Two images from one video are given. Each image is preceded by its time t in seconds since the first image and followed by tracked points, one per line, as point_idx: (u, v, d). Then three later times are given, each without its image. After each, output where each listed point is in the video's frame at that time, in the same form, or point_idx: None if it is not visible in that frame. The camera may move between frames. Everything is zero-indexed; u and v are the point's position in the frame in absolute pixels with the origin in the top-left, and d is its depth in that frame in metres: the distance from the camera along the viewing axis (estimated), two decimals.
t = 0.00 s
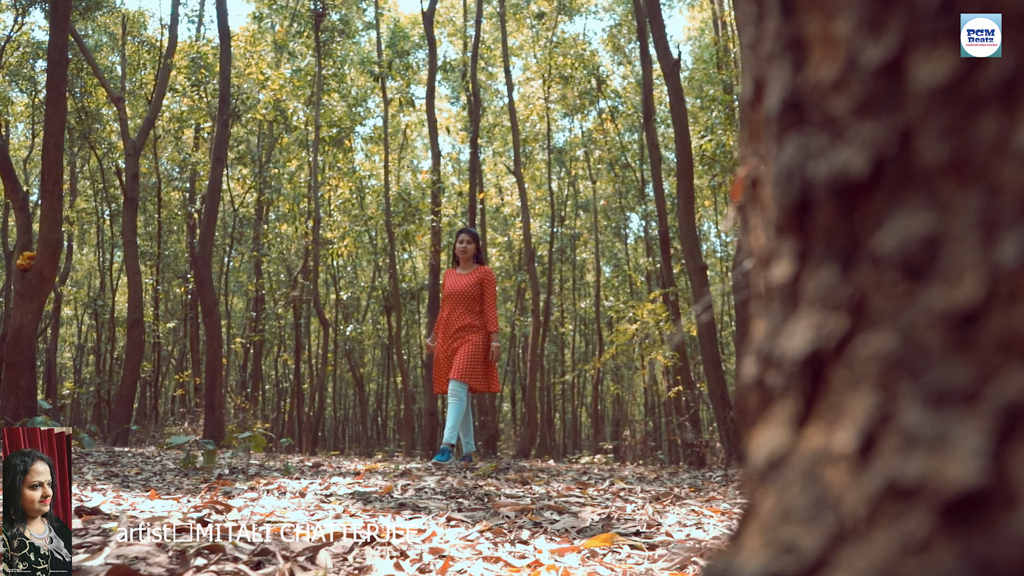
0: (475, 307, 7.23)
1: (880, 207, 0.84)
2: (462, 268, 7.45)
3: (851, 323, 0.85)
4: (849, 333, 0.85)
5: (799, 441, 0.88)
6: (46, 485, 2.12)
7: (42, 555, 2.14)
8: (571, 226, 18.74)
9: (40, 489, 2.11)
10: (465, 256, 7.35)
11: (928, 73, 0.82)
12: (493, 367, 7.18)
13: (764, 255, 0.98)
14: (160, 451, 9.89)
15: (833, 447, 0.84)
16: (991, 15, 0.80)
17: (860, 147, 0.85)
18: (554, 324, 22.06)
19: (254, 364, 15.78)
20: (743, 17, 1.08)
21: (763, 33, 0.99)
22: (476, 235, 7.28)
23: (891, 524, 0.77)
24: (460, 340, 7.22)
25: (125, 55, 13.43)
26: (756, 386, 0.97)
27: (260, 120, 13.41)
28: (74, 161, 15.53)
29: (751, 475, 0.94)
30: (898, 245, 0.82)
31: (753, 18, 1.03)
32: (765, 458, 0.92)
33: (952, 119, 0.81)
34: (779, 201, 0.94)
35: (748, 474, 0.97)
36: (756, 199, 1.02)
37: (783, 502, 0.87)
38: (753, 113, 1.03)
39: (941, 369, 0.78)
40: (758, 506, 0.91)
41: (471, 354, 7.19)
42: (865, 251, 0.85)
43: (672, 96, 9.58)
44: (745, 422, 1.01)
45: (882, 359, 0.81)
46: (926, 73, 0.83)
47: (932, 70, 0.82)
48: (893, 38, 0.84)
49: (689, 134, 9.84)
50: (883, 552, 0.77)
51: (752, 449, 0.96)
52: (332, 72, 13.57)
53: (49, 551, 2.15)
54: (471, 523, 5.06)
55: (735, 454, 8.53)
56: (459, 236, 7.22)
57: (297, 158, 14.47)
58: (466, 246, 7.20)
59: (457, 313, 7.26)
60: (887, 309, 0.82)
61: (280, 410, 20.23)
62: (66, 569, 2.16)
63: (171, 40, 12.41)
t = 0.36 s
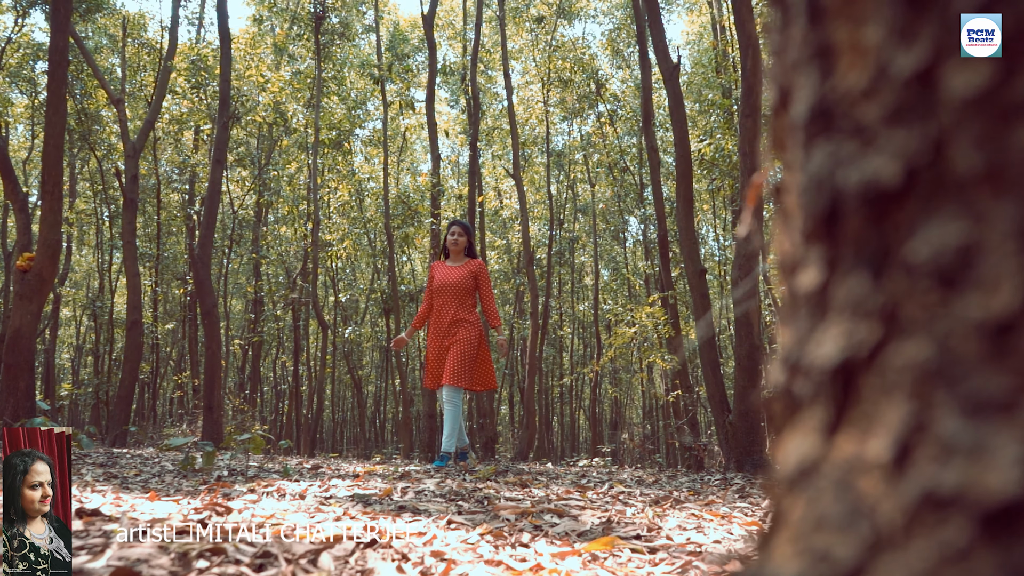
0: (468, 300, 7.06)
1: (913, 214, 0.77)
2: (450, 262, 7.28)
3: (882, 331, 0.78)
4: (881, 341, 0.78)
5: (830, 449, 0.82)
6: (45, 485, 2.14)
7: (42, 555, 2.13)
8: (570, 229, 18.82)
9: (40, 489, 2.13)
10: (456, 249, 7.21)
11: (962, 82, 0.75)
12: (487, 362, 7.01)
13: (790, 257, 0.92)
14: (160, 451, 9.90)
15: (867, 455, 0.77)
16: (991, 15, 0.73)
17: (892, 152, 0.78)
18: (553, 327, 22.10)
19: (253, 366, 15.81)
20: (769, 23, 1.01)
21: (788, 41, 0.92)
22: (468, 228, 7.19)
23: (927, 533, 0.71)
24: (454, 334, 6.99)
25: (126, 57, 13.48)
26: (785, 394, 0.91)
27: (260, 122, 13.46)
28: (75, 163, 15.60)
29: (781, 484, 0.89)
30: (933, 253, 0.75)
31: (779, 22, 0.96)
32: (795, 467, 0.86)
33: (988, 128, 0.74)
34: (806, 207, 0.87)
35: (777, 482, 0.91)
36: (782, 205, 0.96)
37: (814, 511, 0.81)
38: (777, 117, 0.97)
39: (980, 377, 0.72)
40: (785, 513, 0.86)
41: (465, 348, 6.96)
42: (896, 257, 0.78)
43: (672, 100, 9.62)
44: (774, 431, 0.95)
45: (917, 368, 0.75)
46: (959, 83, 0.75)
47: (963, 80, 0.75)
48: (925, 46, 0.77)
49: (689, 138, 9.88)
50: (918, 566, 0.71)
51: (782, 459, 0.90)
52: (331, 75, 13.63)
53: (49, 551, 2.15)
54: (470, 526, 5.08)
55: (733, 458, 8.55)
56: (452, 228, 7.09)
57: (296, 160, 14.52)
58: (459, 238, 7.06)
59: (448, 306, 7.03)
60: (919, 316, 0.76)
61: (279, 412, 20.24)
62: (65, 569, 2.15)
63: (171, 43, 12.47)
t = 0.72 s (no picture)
0: (465, 297, 6.83)
1: (954, 225, 0.77)
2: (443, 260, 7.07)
3: (922, 341, 0.78)
4: (920, 351, 0.78)
5: (867, 459, 0.81)
6: (46, 486, 2.14)
7: (42, 556, 2.13)
8: (573, 233, 18.82)
9: (40, 490, 2.12)
10: (451, 247, 7.01)
11: (1001, 92, 0.76)
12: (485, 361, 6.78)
13: (820, 268, 0.91)
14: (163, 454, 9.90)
15: (906, 466, 0.77)
16: (992, 15, 0.76)
17: (931, 163, 0.79)
18: (555, 331, 22.07)
19: (255, 369, 15.78)
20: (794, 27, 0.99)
21: (819, 46, 0.91)
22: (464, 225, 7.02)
23: (973, 545, 0.72)
24: (451, 331, 6.71)
25: (128, 58, 13.47)
26: (816, 403, 0.90)
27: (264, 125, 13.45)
28: (78, 164, 15.61)
29: (813, 494, 0.88)
30: (972, 265, 0.76)
31: (809, 27, 0.94)
32: (830, 476, 0.85)
33: None
34: (839, 216, 0.86)
35: (808, 491, 0.90)
36: (808, 214, 0.95)
37: (851, 522, 0.81)
38: (805, 124, 0.96)
39: (1021, 388, 0.72)
40: (819, 524, 0.86)
41: (463, 346, 6.70)
42: (936, 269, 0.78)
43: (676, 105, 9.64)
44: (803, 441, 0.95)
45: (957, 378, 0.75)
46: (998, 92, 0.76)
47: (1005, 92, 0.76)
48: (961, 55, 0.78)
49: (693, 143, 9.88)
50: None
51: (813, 470, 0.90)
52: (335, 78, 13.64)
53: (49, 552, 2.14)
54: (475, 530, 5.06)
55: (736, 463, 8.53)
56: (448, 224, 6.91)
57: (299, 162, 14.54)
58: (457, 234, 6.88)
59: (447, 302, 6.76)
60: (960, 327, 0.76)
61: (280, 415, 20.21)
62: (64, 569, 2.15)
63: (177, 46, 12.48)
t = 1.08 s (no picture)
0: (461, 299, 6.73)
1: (995, 234, 0.77)
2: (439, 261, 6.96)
3: (964, 350, 0.78)
4: (962, 362, 0.78)
5: (909, 471, 0.80)
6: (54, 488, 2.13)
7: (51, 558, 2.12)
8: (580, 236, 18.81)
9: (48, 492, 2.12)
10: (446, 247, 6.90)
11: None
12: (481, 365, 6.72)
13: (855, 276, 0.91)
14: (171, 457, 9.92)
15: (950, 477, 0.77)
16: (994, 12, 0.78)
17: (973, 170, 0.78)
18: (562, 335, 22.02)
19: (262, 371, 15.80)
20: (826, 32, 0.99)
21: (853, 52, 0.90)
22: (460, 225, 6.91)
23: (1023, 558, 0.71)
24: (448, 334, 6.60)
25: (138, 62, 13.53)
26: (853, 413, 0.90)
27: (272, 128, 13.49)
28: (87, 167, 15.67)
29: (851, 504, 0.87)
30: (1017, 274, 0.75)
31: (841, 31, 0.93)
32: (869, 488, 0.84)
33: None
34: (876, 223, 0.86)
35: (845, 502, 0.90)
36: (843, 220, 0.95)
37: (894, 533, 0.80)
38: (839, 131, 0.95)
39: None
40: (858, 535, 0.85)
41: (460, 350, 6.62)
42: (981, 277, 0.77)
43: (684, 108, 9.64)
44: (838, 452, 0.94)
45: (1002, 389, 0.75)
46: None
47: None
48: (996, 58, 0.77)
49: (701, 147, 9.87)
50: None
51: (851, 480, 0.89)
52: (344, 82, 13.68)
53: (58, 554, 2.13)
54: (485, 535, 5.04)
55: (745, 468, 8.49)
56: (443, 224, 6.79)
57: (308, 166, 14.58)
58: (452, 235, 6.78)
59: (444, 304, 6.64)
60: (1004, 337, 0.76)
61: (287, 418, 20.23)
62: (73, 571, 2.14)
63: (187, 50, 12.54)
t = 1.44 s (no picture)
0: (448, 295, 6.52)
1: None
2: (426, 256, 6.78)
3: (1011, 352, 0.77)
4: (1012, 364, 0.77)
5: (953, 474, 0.80)
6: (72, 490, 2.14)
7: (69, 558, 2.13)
8: (584, 241, 18.82)
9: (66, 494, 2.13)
10: (434, 242, 6.70)
11: None
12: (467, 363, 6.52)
13: (893, 279, 0.90)
14: (176, 460, 9.92)
15: (999, 481, 0.76)
16: (991, 15, 0.81)
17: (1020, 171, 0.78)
18: (566, 338, 21.99)
19: (266, 374, 15.78)
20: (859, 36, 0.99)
21: (889, 54, 0.90)
22: (447, 219, 6.71)
23: None
24: (434, 331, 6.40)
25: (143, 66, 13.60)
26: (891, 416, 0.89)
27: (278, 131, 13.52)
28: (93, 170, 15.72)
29: (890, 508, 0.87)
30: None
31: (876, 32, 0.93)
32: (909, 491, 0.84)
33: None
34: (914, 225, 0.86)
35: (882, 506, 0.89)
36: (877, 223, 0.95)
37: (940, 536, 0.79)
38: (872, 134, 0.95)
39: None
40: (898, 538, 0.84)
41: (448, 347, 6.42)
42: None
43: (689, 112, 9.64)
44: (874, 456, 0.93)
45: None
46: None
47: None
48: None
49: (706, 151, 9.87)
50: None
51: (889, 485, 0.89)
52: (348, 86, 13.72)
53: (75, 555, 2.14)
54: (491, 539, 5.02)
55: (750, 472, 8.46)
56: (431, 218, 6.61)
57: (312, 169, 14.59)
58: (440, 229, 6.60)
59: (431, 299, 6.45)
60: None
61: (291, 421, 20.20)
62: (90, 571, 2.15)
63: (193, 54, 12.59)
